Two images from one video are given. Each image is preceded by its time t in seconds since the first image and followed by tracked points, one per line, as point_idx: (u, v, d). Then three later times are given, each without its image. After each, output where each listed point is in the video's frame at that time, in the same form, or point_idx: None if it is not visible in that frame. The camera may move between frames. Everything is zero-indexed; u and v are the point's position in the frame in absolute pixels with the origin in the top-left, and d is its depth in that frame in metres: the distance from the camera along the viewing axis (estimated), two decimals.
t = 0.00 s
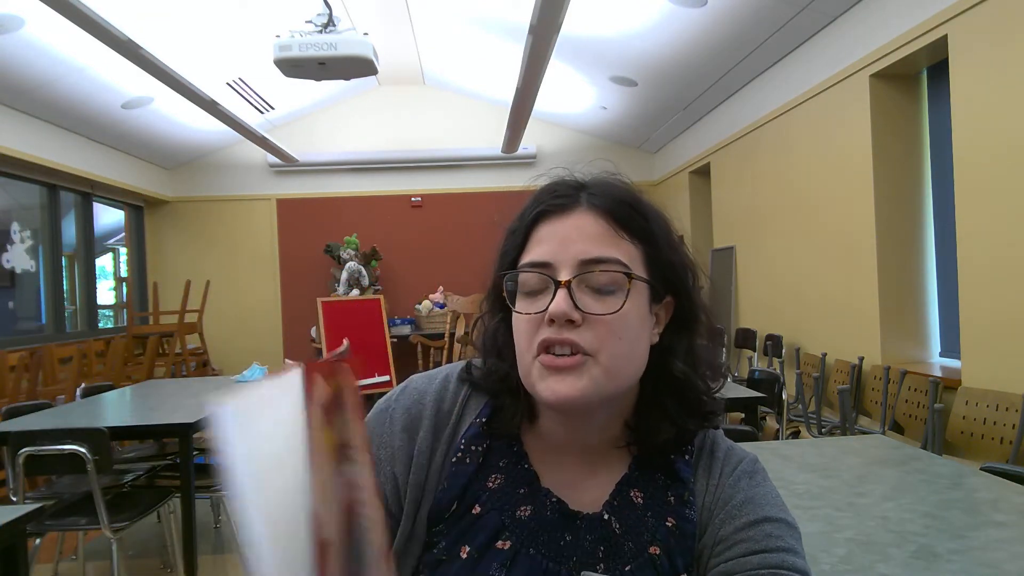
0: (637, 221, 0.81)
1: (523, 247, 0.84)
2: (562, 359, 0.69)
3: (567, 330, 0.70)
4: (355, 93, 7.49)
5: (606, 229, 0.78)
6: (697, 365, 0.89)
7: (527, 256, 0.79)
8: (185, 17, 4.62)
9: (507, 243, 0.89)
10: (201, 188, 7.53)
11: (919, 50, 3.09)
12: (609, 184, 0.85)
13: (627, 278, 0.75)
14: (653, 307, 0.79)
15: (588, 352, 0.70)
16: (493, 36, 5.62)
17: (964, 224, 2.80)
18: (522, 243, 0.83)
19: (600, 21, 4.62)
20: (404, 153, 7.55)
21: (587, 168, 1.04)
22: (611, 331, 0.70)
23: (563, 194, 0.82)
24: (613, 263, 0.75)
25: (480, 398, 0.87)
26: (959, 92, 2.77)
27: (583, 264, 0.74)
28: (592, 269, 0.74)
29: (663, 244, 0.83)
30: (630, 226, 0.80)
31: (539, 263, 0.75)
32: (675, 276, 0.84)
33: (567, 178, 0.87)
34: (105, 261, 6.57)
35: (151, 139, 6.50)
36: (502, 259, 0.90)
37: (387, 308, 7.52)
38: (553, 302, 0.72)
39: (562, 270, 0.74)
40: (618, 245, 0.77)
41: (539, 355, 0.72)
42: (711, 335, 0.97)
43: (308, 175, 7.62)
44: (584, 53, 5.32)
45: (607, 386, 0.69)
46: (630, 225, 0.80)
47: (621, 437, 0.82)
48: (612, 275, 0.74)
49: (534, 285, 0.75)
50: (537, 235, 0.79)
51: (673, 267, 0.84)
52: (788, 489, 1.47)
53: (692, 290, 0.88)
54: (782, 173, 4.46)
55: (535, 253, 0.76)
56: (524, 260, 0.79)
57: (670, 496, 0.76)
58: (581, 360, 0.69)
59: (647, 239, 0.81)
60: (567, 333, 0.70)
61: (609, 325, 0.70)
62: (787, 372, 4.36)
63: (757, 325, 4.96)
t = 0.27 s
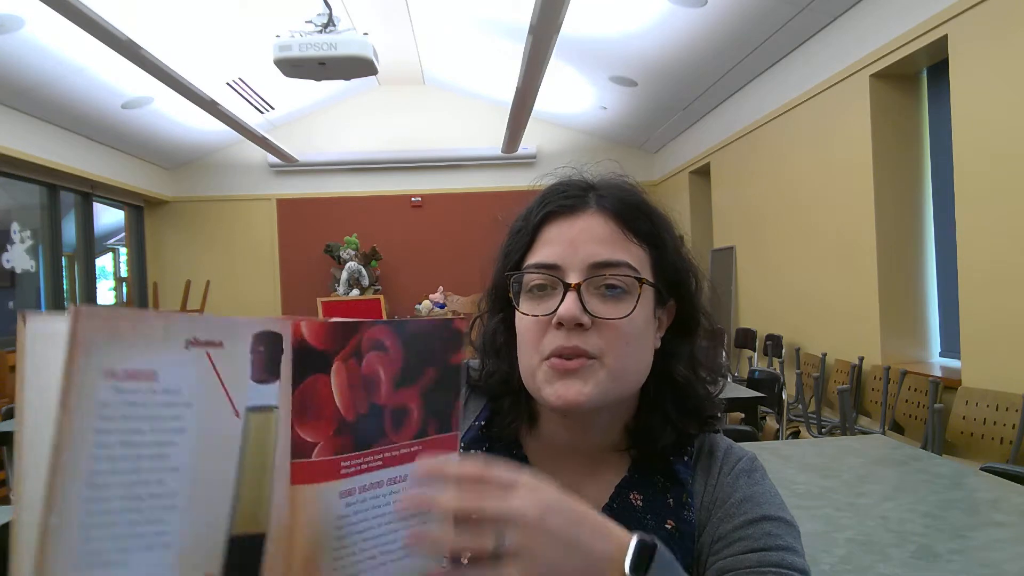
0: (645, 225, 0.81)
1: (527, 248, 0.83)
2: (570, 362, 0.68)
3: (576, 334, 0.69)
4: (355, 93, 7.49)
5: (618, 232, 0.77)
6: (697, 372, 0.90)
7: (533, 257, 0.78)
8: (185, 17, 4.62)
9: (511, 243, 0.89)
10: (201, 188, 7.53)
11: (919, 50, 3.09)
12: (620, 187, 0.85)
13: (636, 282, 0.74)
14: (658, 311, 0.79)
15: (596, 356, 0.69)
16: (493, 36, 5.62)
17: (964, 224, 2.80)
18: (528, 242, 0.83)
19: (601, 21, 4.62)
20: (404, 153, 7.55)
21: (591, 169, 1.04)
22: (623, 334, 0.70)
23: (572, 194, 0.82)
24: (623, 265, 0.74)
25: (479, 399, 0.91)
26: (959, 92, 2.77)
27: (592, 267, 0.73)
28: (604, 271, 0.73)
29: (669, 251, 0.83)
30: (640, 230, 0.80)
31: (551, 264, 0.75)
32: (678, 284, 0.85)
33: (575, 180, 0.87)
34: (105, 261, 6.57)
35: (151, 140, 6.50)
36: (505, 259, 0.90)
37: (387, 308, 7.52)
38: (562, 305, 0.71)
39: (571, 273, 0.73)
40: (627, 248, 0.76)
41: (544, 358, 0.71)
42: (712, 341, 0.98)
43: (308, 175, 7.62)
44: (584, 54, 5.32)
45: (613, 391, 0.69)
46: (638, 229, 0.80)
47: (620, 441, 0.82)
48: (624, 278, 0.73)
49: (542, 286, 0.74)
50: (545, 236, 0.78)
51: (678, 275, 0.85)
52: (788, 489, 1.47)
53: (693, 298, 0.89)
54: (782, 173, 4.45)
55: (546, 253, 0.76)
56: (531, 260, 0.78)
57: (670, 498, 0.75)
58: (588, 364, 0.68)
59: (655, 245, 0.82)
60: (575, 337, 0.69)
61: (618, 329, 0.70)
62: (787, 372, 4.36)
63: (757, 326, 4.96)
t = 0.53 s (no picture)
0: (659, 232, 0.81)
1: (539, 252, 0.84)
2: (580, 378, 0.70)
3: (587, 347, 0.70)
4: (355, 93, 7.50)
5: (631, 240, 0.77)
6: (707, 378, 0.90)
7: (544, 261, 0.78)
8: (185, 17, 4.62)
9: (522, 245, 0.88)
10: (201, 188, 7.54)
11: (919, 50, 3.10)
12: (635, 193, 0.84)
13: (648, 294, 0.74)
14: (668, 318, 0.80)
15: (609, 370, 0.70)
16: (493, 36, 5.63)
17: (963, 224, 2.80)
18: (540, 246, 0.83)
19: (601, 22, 4.63)
20: (405, 153, 7.55)
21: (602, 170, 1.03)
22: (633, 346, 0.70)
23: (585, 200, 0.82)
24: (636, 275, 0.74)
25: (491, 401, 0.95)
26: (959, 91, 2.78)
27: (605, 276, 0.73)
28: (616, 281, 0.73)
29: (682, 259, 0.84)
30: (653, 238, 0.80)
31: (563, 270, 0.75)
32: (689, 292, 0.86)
33: (589, 184, 0.86)
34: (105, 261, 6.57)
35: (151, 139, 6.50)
36: (516, 260, 0.90)
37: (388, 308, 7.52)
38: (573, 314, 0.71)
39: (583, 281, 0.73)
40: (641, 258, 0.76)
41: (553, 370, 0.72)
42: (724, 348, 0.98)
43: (308, 175, 7.62)
44: (584, 53, 5.32)
45: (623, 406, 0.70)
46: (652, 236, 0.80)
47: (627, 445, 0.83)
48: (636, 288, 0.74)
49: (553, 293, 0.75)
50: (557, 241, 0.78)
51: (689, 283, 0.86)
52: (788, 489, 1.48)
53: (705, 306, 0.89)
54: (782, 173, 4.46)
55: (558, 259, 0.76)
56: (542, 264, 0.78)
57: (676, 500, 0.75)
58: (600, 378, 0.70)
59: (668, 252, 0.82)
60: (585, 349, 0.70)
61: (626, 340, 0.70)
62: (787, 373, 4.36)
63: (757, 326, 4.97)
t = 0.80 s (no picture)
0: (690, 244, 0.82)
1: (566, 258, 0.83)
2: (605, 393, 0.71)
3: (612, 362, 0.70)
4: (356, 93, 7.51)
5: (667, 255, 0.77)
6: (727, 388, 0.92)
7: (572, 268, 0.79)
8: (185, 18, 4.64)
9: (549, 250, 0.88)
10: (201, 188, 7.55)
11: (919, 50, 3.10)
12: (670, 205, 0.84)
13: (680, 306, 0.75)
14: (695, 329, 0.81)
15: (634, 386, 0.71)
16: (493, 36, 5.64)
17: (964, 224, 2.81)
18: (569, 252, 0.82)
19: (601, 22, 4.64)
20: (405, 153, 7.56)
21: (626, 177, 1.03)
22: (664, 360, 0.71)
23: (621, 210, 0.81)
24: (670, 289, 0.75)
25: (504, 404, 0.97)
26: (959, 92, 2.79)
27: (637, 285, 0.74)
28: (650, 296, 0.74)
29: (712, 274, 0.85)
30: (687, 254, 0.80)
31: (597, 281, 0.75)
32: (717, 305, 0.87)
33: (621, 191, 0.86)
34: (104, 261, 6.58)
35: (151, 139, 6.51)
36: (541, 265, 0.89)
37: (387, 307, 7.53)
38: (606, 327, 0.72)
39: (615, 292, 0.74)
40: (674, 268, 0.76)
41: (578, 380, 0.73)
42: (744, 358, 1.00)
43: (309, 175, 7.64)
44: (584, 54, 5.33)
45: (648, 420, 0.72)
46: (683, 248, 0.80)
47: (644, 452, 0.84)
48: (669, 303, 0.74)
49: (584, 301, 0.76)
50: (588, 248, 0.78)
51: (717, 297, 0.87)
52: (789, 489, 1.49)
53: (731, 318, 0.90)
54: (782, 173, 4.47)
55: (592, 269, 0.76)
56: (569, 270, 0.79)
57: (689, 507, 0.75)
58: (624, 395, 0.71)
59: (697, 265, 0.83)
60: (610, 363, 0.70)
61: (656, 355, 0.71)
62: (787, 373, 4.37)
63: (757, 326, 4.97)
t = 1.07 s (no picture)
0: (713, 254, 0.82)
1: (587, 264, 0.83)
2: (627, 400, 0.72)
3: (630, 368, 0.72)
4: (356, 93, 7.51)
5: (690, 264, 0.77)
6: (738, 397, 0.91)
7: (592, 274, 0.79)
8: (185, 18, 4.64)
9: (568, 254, 0.87)
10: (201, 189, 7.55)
11: (919, 50, 3.10)
12: (693, 213, 0.84)
13: (700, 317, 0.75)
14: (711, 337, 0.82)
15: (654, 393, 0.73)
16: (492, 36, 5.64)
17: (964, 224, 2.81)
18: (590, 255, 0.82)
19: (601, 22, 4.63)
20: (405, 153, 7.56)
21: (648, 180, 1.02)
22: (683, 370, 0.72)
23: (646, 216, 0.80)
24: (692, 298, 0.75)
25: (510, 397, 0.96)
26: (959, 92, 2.79)
27: (659, 294, 0.74)
28: (671, 304, 0.74)
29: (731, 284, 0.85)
30: (709, 263, 0.80)
31: (617, 286, 0.75)
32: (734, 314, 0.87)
33: (646, 197, 0.85)
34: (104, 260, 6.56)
35: (151, 139, 6.51)
36: (559, 269, 0.88)
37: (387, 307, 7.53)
38: (625, 334, 0.72)
39: (636, 301, 0.74)
40: (697, 278, 0.76)
41: (597, 385, 0.74)
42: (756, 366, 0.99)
43: (309, 175, 7.64)
44: (584, 53, 5.34)
45: (665, 428, 0.73)
46: (707, 258, 0.80)
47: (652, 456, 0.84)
48: (690, 312, 0.74)
49: (603, 305, 0.76)
50: (609, 255, 0.78)
51: (734, 306, 0.87)
52: (789, 489, 1.49)
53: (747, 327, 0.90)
54: (782, 173, 4.47)
55: (613, 274, 0.76)
56: (589, 274, 0.79)
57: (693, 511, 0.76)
58: (647, 404, 0.73)
59: (718, 276, 0.83)
60: (630, 369, 0.72)
61: (676, 365, 0.72)
62: (787, 373, 4.37)
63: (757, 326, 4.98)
